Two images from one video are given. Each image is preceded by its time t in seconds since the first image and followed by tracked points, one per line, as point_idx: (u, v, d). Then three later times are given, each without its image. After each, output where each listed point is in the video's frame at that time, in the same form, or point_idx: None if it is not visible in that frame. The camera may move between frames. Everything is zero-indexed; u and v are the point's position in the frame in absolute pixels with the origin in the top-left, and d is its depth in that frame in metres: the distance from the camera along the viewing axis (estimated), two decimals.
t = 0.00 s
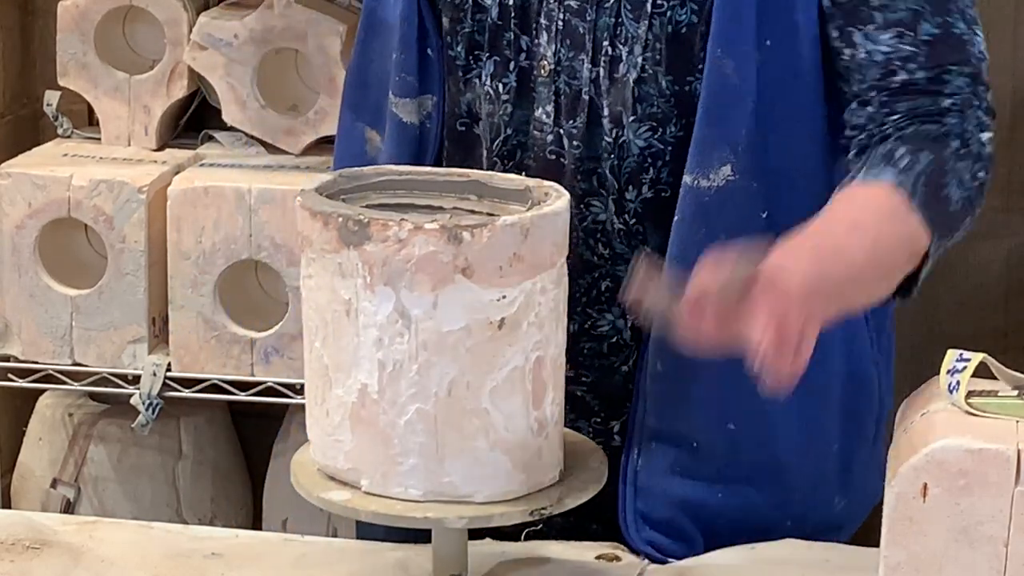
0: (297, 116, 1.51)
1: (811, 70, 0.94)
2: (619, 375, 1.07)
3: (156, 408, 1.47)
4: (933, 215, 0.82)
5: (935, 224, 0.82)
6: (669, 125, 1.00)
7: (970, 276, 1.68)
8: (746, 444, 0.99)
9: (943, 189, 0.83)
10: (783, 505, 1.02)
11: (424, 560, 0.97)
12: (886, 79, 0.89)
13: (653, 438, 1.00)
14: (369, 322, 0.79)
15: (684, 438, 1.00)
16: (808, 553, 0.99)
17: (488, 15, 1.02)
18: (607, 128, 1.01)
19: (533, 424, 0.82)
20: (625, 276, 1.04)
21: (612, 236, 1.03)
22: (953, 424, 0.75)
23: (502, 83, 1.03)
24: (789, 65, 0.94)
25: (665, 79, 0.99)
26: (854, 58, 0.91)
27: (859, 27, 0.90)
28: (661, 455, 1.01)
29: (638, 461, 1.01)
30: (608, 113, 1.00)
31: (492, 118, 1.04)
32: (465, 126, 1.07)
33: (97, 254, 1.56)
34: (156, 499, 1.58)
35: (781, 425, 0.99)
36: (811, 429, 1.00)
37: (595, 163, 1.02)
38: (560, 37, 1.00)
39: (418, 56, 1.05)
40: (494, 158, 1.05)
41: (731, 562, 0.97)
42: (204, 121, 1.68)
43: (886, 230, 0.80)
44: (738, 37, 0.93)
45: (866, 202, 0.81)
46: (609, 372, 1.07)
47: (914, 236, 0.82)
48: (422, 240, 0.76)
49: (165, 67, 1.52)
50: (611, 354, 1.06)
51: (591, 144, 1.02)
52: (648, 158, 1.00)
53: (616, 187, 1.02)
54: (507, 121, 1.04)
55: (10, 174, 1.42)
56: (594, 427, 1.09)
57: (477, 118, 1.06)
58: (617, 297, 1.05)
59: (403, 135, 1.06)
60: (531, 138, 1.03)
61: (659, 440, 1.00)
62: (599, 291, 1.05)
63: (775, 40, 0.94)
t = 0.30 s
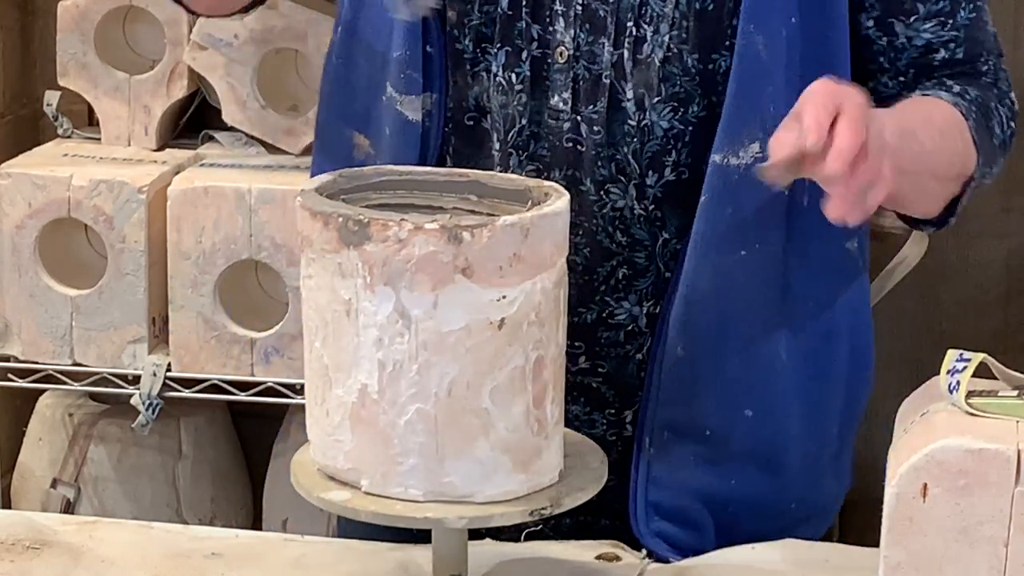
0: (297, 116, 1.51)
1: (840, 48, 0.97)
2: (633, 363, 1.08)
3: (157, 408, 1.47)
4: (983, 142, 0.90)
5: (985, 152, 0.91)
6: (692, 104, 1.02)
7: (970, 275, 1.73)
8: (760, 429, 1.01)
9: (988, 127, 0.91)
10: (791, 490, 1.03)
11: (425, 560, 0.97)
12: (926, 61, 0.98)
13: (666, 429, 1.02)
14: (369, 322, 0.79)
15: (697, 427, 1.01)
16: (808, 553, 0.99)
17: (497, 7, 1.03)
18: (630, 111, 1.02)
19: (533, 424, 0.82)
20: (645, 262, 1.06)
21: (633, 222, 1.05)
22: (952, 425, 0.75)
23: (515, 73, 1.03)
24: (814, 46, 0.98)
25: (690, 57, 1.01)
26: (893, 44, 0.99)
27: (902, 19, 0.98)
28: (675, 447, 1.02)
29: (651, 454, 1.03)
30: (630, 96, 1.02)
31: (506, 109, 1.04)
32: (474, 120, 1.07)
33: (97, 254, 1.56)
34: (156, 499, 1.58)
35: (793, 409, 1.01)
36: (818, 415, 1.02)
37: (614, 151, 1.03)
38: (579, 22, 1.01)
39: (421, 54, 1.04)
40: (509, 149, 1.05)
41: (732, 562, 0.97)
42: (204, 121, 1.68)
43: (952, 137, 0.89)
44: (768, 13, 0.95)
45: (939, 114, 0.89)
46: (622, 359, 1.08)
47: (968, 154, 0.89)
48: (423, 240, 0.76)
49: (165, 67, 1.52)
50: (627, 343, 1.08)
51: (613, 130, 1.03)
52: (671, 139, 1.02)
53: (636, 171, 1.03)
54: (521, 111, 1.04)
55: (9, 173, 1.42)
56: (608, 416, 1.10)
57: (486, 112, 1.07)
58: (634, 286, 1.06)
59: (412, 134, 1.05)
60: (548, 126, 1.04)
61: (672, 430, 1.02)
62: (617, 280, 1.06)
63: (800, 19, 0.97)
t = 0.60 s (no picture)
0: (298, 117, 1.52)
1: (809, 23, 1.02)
2: (618, 343, 1.06)
3: (156, 407, 1.52)
4: (920, 73, 1.02)
5: (927, 87, 1.02)
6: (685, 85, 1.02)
7: (970, 276, 1.80)
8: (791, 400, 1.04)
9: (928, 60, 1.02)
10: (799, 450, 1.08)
11: (424, 560, 0.97)
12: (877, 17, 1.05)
13: (724, 422, 1.02)
14: (369, 322, 0.79)
15: (755, 413, 1.02)
16: (808, 553, 0.99)
17: None
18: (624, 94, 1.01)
19: (533, 424, 0.82)
20: (632, 243, 1.04)
21: (623, 205, 1.03)
22: (952, 425, 0.75)
23: (508, 66, 1.02)
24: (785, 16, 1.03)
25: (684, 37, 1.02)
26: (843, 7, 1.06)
27: None
28: (736, 438, 1.03)
29: (715, 451, 1.03)
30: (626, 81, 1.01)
31: (499, 102, 1.02)
32: (462, 117, 1.04)
33: (97, 255, 1.61)
34: (156, 499, 1.61)
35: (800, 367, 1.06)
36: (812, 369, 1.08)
37: (607, 135, 1.02)
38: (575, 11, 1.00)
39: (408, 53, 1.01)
40: (503, 142, 1.02)
41: (731, 561, 0.97)
42: (205, 121, 1.69)
43: (879, 66, 1.00)
44: None
45: (876, 49, 1.01)
46: (606, 340, 1.05)
47: (902, 81, 1.01)
48: (423, 240, 0.76)
49: (164, 67, 1.56)
50: (610, 324, 1.05)
51: (607, 116, 1.02)
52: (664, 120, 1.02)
53: (629, 154, 1.03)
54: (516, 104, 1.02)
55: (10, 174, 1.47)
56: (591, 395, 1.07)
57: (474, 108, 1.03)
58: (622, 267, 1.04)
59: (399, 136, 1.02)
60: (541, 116, 1.02)
61: (727, 420, 1.02)
62: (604, 260, 1.04)
63: None
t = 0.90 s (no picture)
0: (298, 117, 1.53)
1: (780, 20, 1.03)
2: (596, 334, 1.07)
3: (156, 407, 1.52)
4: (899, 66, 1.03)
5: (903, 75, 1.03)
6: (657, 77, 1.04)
7: (969, 277, 1.80)
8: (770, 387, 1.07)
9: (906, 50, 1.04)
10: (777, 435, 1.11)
11: (424, 560, 0.97)
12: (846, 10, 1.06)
13: (709, 412, 1.05)
14: (369, 322, 0.79)
15: (738, 400, 1.05)
16: (808, 553, 0.99)
17: None
18: (599, 89, 1.03)
19: (533, 424, 0.82)
20: (607, 235, 1.05)
21: (597, 198, 1.04)
22: (953, 425, 0.75)
23: (484, 65, 1.03)
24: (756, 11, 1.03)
25: (658, 31, 1.03)
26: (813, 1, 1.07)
27: None
28: (721, 427, 1.05)
29: (701, 440, 1.06)
30: (600, 76, 1.02)
31: (476, 101, 1.03)
32: (436, 116, 1.04)
33: (97, 255, 1.61)
34: (156, 499, 1.64)
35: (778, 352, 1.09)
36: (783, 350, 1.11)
37: (582, 129, 1.03)
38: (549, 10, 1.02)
39: (385, 54, 1.01)
40: (480, 139, 1.03)
41: (731, 561, 0.98)
42: (205, 121, 1.69)
43: (864, 66, 1.01)
44: None
45: (853, 54, 1.02)
46: (585, 331, 1.07)
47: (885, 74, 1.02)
48: (423, 240, 0.76)
49: (164, 68, 1.56)
50: (587, 313, 1.07)
51: (583, 111, 1.03)
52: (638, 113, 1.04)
53: (603, 148, 1.04)
54: (493, 102, 1.03)
55: (10, 174, 1.48)
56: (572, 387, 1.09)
57: (449, 107, 1.04)
58: (597, 258, 1.05)
59: (375, 137, 1.02)
60: (517, 112, 1.03)
61: (710, 407, 1.05)
62: (580, 253, 1.05)
63: None
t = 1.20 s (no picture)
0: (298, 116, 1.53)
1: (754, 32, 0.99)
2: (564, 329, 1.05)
3: (156, 407, 1.52)
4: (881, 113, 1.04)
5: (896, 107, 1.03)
6: (628, 76, 1.00)
7: (969, 276, 1.80)
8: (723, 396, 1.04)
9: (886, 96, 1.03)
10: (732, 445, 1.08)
11: (425, 560, 0.97)
12: (820, 33, 1.04)
13: (656, 413, 1.02)
14: (369, 322, 0.79)
15: (687, 405, 1.02)
16: (808, 553, 0.99)
17: None
18: (569, 86, 0.99)
19: (533, 424, 0.82)
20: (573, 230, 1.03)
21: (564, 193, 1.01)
22: (953, 425, 0.75)
23: (456, 57, 0.98)
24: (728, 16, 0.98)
25: (630, 31, 0.99)
26: (793, 20, 1.04)
27: None
28: (666, 429, 1.03)
29: (647, 440, 1.03)
30: (571, 73, 0.99)
31: (448, 93, 0.99)
32: (408, 106, 1.00)
33: (97, 254, 1.61)
34: (156, 499, 1.64)
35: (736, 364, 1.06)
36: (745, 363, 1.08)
37: (551, 125, 0.99)
38: (521, 3, 0.97)
39: (360, 41, 0.98)
40: (452, 131, 1.00)
41: (731, 561, 0.97)
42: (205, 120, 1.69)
43: (866, 133, 1.02)
44: None
45: (846, 122, 1.03)
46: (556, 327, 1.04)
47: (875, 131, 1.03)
48: (423, 239, 0.76)
49: (164, 67, 1.56)
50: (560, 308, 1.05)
51: (552, 108, 0.99)
52: (607, 111, 1.00)
53: (571, 145, 1.00)
54: (464, 94, 0.99)
55: (9, 174, 1.48)
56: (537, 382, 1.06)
57: (421, 98, 1.00)
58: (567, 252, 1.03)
59: (349, 125, 0.99)
60: (488, 106, 0.98)
61: (659, 409, 1.02)
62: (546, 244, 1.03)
63: None
